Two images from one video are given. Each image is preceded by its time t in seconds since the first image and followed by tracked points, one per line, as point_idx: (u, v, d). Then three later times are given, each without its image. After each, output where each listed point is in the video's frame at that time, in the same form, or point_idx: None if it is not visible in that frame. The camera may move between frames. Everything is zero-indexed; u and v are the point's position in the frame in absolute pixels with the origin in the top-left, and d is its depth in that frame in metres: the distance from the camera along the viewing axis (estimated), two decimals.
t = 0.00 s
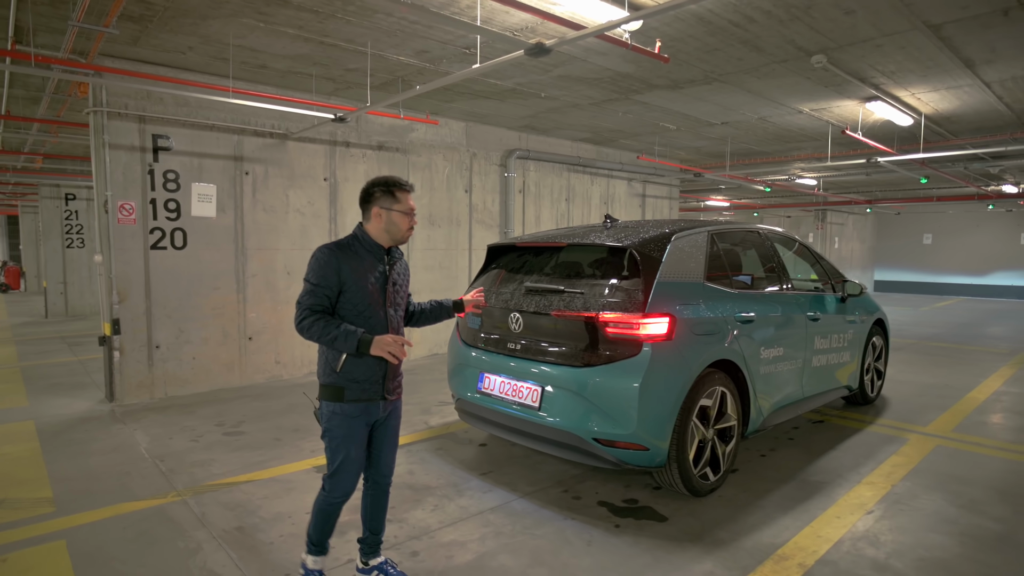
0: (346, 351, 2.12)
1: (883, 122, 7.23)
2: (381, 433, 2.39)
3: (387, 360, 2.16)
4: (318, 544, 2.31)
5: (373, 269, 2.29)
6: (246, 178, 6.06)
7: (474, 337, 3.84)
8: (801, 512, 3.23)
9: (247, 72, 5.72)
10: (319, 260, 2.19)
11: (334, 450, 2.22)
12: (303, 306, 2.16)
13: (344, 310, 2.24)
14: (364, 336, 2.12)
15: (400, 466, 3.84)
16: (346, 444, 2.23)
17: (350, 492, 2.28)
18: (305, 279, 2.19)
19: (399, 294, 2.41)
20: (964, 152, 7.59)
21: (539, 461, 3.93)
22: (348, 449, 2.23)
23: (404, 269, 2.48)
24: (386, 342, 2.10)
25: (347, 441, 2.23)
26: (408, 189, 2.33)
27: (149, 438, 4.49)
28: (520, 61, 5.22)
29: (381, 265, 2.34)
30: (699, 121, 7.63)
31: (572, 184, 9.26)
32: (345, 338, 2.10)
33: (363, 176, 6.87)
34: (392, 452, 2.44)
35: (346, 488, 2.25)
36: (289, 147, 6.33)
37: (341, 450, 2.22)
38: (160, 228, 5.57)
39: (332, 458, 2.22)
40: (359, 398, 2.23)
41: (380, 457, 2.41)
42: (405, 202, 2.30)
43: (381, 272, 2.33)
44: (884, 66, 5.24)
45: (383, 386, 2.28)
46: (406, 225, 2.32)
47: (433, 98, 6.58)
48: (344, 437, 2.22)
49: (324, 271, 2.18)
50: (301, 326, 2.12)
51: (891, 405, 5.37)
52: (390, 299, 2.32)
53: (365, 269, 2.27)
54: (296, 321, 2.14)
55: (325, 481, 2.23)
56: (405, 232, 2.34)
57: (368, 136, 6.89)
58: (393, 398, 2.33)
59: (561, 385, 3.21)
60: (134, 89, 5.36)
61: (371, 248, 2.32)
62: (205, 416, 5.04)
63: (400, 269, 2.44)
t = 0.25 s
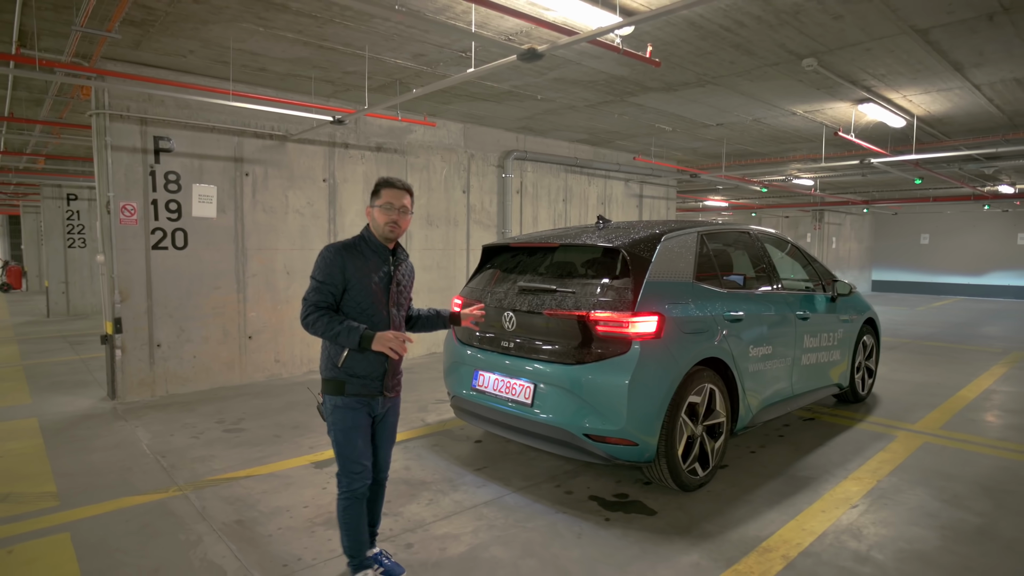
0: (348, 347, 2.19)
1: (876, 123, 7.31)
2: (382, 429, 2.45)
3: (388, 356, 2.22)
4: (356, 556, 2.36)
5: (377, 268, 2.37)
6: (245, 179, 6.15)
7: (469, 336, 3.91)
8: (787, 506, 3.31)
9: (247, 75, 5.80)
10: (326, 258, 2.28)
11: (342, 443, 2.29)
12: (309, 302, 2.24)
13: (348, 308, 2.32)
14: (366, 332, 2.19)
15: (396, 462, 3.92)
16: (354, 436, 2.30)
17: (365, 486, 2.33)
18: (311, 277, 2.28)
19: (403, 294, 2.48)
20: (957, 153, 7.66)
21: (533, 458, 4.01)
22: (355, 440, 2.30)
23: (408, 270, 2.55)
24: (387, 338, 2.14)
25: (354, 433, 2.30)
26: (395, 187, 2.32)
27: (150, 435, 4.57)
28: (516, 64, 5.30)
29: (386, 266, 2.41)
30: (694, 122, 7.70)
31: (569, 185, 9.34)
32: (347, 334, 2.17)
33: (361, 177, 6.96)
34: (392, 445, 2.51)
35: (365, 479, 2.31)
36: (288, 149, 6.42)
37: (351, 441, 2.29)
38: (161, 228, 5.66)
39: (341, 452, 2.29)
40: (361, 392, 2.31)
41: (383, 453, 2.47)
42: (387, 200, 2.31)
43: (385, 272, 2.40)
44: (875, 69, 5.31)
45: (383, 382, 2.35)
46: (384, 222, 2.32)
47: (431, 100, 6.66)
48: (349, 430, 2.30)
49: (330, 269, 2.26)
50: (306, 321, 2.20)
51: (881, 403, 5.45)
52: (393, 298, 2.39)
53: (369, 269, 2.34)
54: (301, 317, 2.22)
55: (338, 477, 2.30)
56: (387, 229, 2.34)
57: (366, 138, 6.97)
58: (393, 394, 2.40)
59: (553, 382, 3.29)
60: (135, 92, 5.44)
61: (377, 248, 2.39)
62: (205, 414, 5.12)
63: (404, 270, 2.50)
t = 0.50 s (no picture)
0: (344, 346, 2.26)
1: (870, 125, 7.38)
2: (385, 427, 2.52)
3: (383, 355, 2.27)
4: (363, 552, 2.45)
5: (375, 269, 2.43)
6: (246, 180, 6.22)
7: (466, 334, 3.98)
8: (776, 501, 3.38)
9: (249, 78, 5.88)
10: (324, 259, 2.35)
11: (349, 440, 2.34)
12: (308, 302, 2.32)
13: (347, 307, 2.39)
14: (360, 331, 2.25)
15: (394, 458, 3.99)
16: (360, 432, 2.36)
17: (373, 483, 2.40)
18: (311, 278, 2.36)
19: (403, 294, 2.54)
20: (950, 154, 7.74)
21: (529, 454, 4.08)
22: (362, 436, 2.35)
23: (408, 270, 2.60)
24: (379, 338, 2.20)
25: (360, 429, 2.36)
26: (390, 190, 2.38)
27: (153, 432, 4.65)
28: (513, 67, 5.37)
29: (385, 266, 2.46)
30: (691, 124, 7.78)
31: (567, 186, 9.41)
32: (341, 333, 2.23)
33: (361, 178, 7.04)
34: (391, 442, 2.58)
35: (372, 474, 2.37)
36: (289, 150, 6.50)
37: (357, 437, 2.34)
38: (163, 229, 5.73)
39: (348, 448, 2.34)
40: (361, 390, 2.38)
41: (384, 449, 2.55)
42: (382, 202, 2.37)
43: (385, 272, 2.46)
44: (867, 72, 5.39)
45: (384, 380, 2.41)
46: (381, 223, 2.39)
47: (430, 102, 6.74)
48: (355, 426, 2.36)
49: (327, 270, 2.33)
50: (303, 321, 2.27)
51: (873, 402, 5.52)
52: (391, 298, 2.45)
53: (366, 269, 2.40)
54: (300, 316, 2.30)
55: (345, 472, 2.35)
56: (384, 230, 2.41)
57: (366, 139, 7.05)
58: (394, 392, 2.46)
59: (548, 380, 3.36)
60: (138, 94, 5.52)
61: (374, 248, 2.45)
62: (206, 411, 5.19)
63: (404, 270, 2.56)
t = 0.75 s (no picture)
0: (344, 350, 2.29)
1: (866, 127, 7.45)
2: (383, 430, 2.54)
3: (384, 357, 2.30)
4: (357, 554, 2.41)
5: (371, 272, 2.48)
6: (248, 182, 6.29)
7: (464, 333, 4.04)
8: (768, 497, 3.43)
9: (250, 80, 5.96)
10: (320, 266, 2.40)
11: (344, 444, 2.37)
12: (306, 309, 2.36)
13: (344, 312, 2.44)
14: (359, 334, 2.28)
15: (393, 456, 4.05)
16: (357, 436, 2.38)
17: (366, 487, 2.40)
18: (309, 284, 2.40)
19: (400, 296, 2.59)
20: (945, 155, 7.81)
21: (526, 452, 4.15)
22: (357, 441, 2.37)
23: (404, 272, 2.65)
24: (378, 339, 2.23)
25: (355, 434, 2.38)
26: (380, 190, 2.44)
27: (155, 430, 4.71)
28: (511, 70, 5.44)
29: (381, 269, 2.51)
30: (688, 125, 7.84)
31: (565, 187, 9.48)
32: (340, 338, 2.27)
33: (361, 180, 7.11)
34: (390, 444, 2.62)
35: (364, 479, 2.39)
36: (290, 152, 6.57)
37: (353, 442, 2.37)
38: (165, 230, 5.80)
39: (344, 452, 2.37)
40: (361, 395, 2.38)
41: (382, 452, 2.59)
42: (373, 203, 2.42)
43: (381, 275, 2.50)
44: (861, 75, 5.45)
45: (384, 384, 2.42)
46: (373, 224, 2.42)
47: (429, 105, 6.81)
48: (352, 431, 2.38)
49: (324, 276, 2.38)
50: (302, 327, 2.31)
51: (867, 401, 5.58)
52: (388, 301, 2.50)
53: (363, 274, 2.45)
54: (299, 323, 2.33)
55: (340, 475, 2.37)
56: (377, 230, 2.43)
57: (366, 141, 7.11)
58: (394, 395, 2.48)
59: (544, 378, 3.42)
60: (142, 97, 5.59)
61: (369, 251, 2.49)
62: (208, 410, 5.25)
63: (401, 273, 2.61)
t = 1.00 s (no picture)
0: (345, 353, 2.26)
1: (863, 129, 7.50)
2: (387, 437, 2.51)
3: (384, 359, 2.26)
4: (359, 556, 2.42)
5: (367, 274, 2.42)
6: (249, 184, 6.33)
7: (464, 334, 4.08)
8: (765, 496, 3.47)
9: (252, 83, 6.00)
10: (313, 271, 2.34)
11: (344, 451, 2.36)
12: (301, 317, 2.31)
13: (341, 316, 2.39)
14: (358, 336, 2.24)
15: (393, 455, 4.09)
16: (357, 444, 2.36)
17: (366, 493, 2.39)
18: (302, 291, 2.35)
19: (397, 298, 2.53)
20: (942, 157, 7.86)
21: (525, 451, 4.18)
22: (356, 449, 2.35)
23: (401, 273, 2.59)
24: (377, 338, 2.17)
25: (355, 441, 2.36)
26: (370, 191, 2.38)
27: (157, 430, 4.75)
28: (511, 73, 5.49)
29: (377, 270, 2.45)
30: (686, 128, 7.89)
31: (565, 189, 9.52)
32: (338, 342, 2.24)
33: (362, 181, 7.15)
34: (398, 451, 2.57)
35: (364, 486, 2.37)
36: (291, 154, 6.61)
37: (352, 449, 2.35)
38: (167, 231, 5.84)
39: (344, 459, 2.35)
40: (361, 401, 2.36)
41: (388, 459, 2.55)
42: (364, 205, 2.37)
43: (377, 276, 2.45)
44: (858, 78, 5.50)
45: (384, 388, 2.40)
46: (366, 228, 2.37)
47: (429, 107, 6.86)
48: (352, 438, 2.36)
49: (318, 282, 2.33)
50: (299, 335, 2.27)
51: (864, 401, 5.62)
52: (385, 303, 2.44)
53: (357, 276, 2.40)
54: (296, 331, 2.29)
55: (340, 481, 2.36)
56: (371, 234, 2.39)
57: (366, 143, 7.16)
58: (395, 399, 2.44)
59: (543, 379, 3.45)
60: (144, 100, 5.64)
61: (363, 253, 2.43)
62: (209, 411, 5.29)
63: (397, 273, 2.55)
